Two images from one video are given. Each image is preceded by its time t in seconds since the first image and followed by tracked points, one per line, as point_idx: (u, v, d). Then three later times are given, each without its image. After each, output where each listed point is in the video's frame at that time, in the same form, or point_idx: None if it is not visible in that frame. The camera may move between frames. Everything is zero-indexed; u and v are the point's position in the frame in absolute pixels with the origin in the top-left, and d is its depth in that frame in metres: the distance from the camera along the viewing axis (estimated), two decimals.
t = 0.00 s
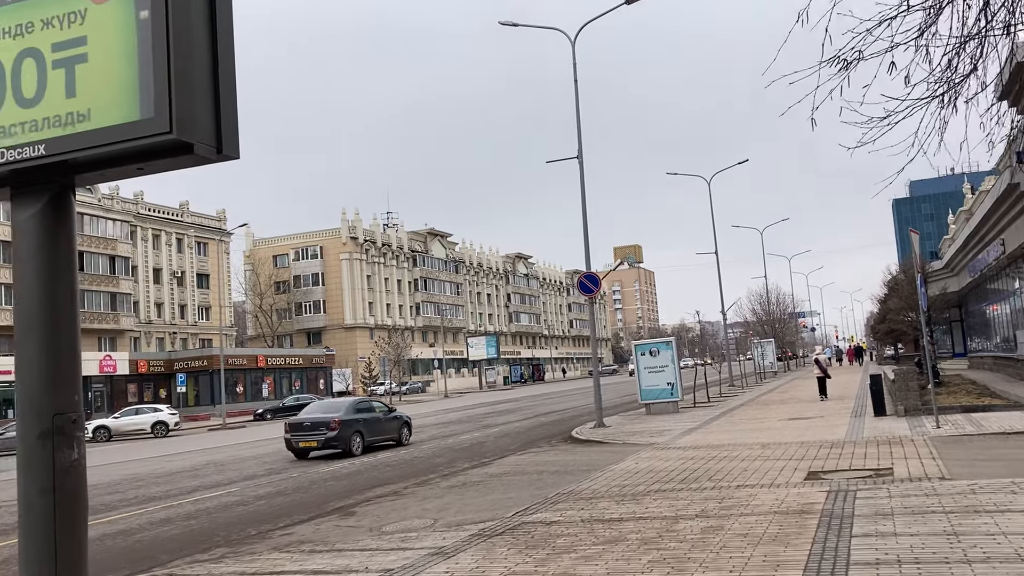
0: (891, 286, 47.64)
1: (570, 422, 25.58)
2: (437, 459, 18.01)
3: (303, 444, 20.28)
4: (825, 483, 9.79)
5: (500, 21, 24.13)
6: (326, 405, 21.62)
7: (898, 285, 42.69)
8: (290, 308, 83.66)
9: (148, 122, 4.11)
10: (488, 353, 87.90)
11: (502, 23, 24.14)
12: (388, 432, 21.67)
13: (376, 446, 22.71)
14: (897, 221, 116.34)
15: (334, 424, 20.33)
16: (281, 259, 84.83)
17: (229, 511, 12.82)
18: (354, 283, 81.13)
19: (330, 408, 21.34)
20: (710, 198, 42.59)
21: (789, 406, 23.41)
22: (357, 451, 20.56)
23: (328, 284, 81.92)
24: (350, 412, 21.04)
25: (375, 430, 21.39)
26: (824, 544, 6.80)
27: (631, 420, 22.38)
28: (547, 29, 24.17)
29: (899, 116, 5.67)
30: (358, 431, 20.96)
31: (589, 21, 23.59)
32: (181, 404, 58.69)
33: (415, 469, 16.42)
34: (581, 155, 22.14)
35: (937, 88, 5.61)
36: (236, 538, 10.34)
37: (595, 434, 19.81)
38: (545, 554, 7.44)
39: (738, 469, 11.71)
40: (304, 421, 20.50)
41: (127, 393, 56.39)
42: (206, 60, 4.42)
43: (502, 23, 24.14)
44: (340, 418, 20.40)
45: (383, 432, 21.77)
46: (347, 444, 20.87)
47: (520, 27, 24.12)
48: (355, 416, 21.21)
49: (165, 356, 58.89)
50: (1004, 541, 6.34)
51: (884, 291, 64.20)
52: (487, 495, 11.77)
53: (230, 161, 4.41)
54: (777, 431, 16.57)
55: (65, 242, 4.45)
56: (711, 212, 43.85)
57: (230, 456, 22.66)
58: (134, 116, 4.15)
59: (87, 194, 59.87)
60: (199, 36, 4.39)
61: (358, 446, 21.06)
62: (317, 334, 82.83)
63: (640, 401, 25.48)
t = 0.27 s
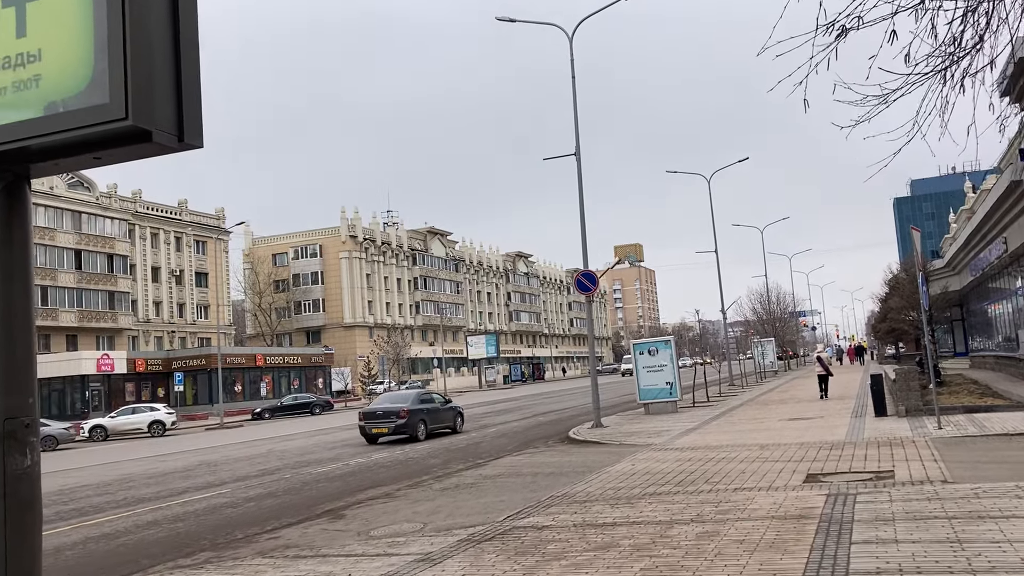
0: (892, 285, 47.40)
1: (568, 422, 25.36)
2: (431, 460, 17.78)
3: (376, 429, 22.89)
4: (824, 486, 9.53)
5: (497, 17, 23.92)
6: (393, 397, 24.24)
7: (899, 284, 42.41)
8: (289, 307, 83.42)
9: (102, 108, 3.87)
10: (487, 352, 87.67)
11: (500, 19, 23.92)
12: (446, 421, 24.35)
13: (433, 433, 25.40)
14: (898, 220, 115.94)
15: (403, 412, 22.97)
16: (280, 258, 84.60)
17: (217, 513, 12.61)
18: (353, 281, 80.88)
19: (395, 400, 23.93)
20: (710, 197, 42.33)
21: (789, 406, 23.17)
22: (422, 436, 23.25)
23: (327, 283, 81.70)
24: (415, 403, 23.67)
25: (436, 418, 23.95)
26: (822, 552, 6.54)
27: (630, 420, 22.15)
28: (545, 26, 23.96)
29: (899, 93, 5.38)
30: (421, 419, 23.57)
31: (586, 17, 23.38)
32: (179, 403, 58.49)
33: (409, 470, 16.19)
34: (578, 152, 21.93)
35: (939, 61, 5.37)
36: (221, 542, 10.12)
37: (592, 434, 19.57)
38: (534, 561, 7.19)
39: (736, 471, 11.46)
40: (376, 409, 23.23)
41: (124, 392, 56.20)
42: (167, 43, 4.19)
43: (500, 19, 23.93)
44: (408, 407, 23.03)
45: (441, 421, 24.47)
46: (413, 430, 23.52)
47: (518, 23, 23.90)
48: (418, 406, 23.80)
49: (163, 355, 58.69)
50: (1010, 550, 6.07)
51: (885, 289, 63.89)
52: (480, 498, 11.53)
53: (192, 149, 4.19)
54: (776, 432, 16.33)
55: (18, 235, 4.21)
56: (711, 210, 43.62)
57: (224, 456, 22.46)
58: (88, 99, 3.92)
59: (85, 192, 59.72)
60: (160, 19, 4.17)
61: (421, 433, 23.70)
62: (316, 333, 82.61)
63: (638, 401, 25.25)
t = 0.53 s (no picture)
0: (892, 282, 47.18)
1: (565, 419, 25.17)
2: (425, 458, 17.56)
3: (431, 416, 25.67)
4: (821, 488, 9.33)
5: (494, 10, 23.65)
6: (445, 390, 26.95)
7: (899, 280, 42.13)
8: (288, 304, 83.15)
9: (50, 92, 3.64)
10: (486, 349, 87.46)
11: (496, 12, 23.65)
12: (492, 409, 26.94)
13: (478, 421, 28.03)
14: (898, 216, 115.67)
15: (454, 401, 25.72)
16: (278, 254, 84.29)
17: (204, 513, 12.39)
18: (351, 278, 80.64)
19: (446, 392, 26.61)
20: (710, 194, 42.06)
21: (787, 404, 23.00)
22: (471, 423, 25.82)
23: (326, 280, 81.48)
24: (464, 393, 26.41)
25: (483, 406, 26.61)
26: (818, 556, 6.35)
27: (626, 418, 21.95)
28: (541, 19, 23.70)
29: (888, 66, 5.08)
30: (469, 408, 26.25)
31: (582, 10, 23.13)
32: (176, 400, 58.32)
33: (401, 469, 15.97)
34: (575, 148, 21.71)
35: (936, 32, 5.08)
36: (203, 544, 9.89)
37: (588, 432, 19.36)
38: (521, 566, 6.98)
39: (732, 471, 11.24)
40: (431, 399, 25.85)
41: (122, 389, 55.97)
42: (123, 24, 3.94)
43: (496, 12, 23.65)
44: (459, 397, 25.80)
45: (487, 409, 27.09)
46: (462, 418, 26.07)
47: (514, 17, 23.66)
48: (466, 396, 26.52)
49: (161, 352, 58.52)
50: (1011, 555, 5.87)
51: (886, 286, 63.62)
52: (471, 498, 11.31)
53: (151, 137, 3.95)
54: (773, 430, 16.11)
55: None
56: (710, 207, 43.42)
57: (217, 454, 22.27)
58: (33, 84, 3.68)
59: (82, 188, 59.52)
60: None
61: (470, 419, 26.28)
62: (315, 330, 82.37)
63: (636, 398, 25.06)
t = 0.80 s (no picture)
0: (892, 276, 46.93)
1: (560, 414, 24.97)
2: (417, 454, 17.35)
3: (475, 403, 28.44)
4: (816, 485, 9.11)
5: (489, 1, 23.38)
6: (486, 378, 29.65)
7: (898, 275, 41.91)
8: (286, 298, 82.92)
9: None
10: (484, 344, 87.33)
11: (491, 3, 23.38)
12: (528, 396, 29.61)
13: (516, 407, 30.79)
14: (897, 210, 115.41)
15: (496, 389, 28.46)
16: (276, 248, 84.00)
17: (189, 510, 12.16)
18: (349, 272, 80.50)
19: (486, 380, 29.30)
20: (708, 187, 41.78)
21: (784, 398, 22.81)
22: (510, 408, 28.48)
23: (324, 274, 81.25)
24: (503, 381, 29.08)
25: (521, 393, 29.29)
26: (810, 556, 6.13)
27: (622, 413, 21.74)
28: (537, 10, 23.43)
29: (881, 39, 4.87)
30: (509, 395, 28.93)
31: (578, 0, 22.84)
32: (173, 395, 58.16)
33: (393, 464, 15.76)
34: (570, 139, 21.44)
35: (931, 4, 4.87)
36: (184, 542, 9.66)
37: (583, 427, 19.13)
38: (505, 566, 6.75)
39: (726, 467, 11.02)
40: (474, 387, 28.61)
41: (118, 383, 55.77)
42: None
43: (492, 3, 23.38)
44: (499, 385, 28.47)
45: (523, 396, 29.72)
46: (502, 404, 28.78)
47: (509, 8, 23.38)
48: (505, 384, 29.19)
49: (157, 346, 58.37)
50: (1009, 556, 5.66)
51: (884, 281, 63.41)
52: (459, 495, 11.08)
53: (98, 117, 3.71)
54: (770, 425, 15.89)
55: None
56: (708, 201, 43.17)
57: (209, 449, 22.07)
58: None
59: (78, 181, 59.23)
60: None
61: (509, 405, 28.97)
62: (313, 324, 82.17)
63: (632, 393, 24.88)
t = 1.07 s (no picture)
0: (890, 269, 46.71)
1: (555, 409, 24.78)
2: (410, 449, 17.13)
3: (509, 389, 31.60)
4: (812, 483, 8.90)
5: None
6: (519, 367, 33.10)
7: (897, 268, 41.71)
8: (283, 292, 82.63)
9: None
10: (482, 337, 87.09)
11: None
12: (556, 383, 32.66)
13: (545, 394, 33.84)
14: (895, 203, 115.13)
15: (527, 377, 31.57)
16: (273, 242, 83.65)
17: (174, 508, 11.93)
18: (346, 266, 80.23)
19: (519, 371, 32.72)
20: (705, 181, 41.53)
21: (782, 393, 22.62)
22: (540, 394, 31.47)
23: (321, 268, 80.94)
24: (534, 370, 32.22)
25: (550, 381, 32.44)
26: (805, 560, 5.89)
27: (618, 408, 21.54)
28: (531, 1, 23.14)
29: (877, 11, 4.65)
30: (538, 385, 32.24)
31: None
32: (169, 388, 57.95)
33: (384, 460, 15.54)
34: (564, 131, 21.17)
35: None
36: (166, 542, 9.42)
37: (578, 423, 18.92)
38: (489, 569, 6.53)
39: (720, 465, 10.79)
40: (508, 375, 31.74)
41: (114, 376, 55.49)
42: None
43: None
44: (531, 373, 31.67)
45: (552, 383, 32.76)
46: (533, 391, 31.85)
47: None
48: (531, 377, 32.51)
49: (153, 340, 58.21)
50: (1012, 560, 5.45)
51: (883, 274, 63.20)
52: (449, 493, 10.84)
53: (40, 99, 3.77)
54: (766, 421, 15.67)
55: None
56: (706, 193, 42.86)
57: (201, 444, 21.85)
58: None
59: (73, 174, 58.84)
60: None
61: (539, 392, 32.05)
62: (310, 318, 81.89)
63: (628, 387, 24.68)
